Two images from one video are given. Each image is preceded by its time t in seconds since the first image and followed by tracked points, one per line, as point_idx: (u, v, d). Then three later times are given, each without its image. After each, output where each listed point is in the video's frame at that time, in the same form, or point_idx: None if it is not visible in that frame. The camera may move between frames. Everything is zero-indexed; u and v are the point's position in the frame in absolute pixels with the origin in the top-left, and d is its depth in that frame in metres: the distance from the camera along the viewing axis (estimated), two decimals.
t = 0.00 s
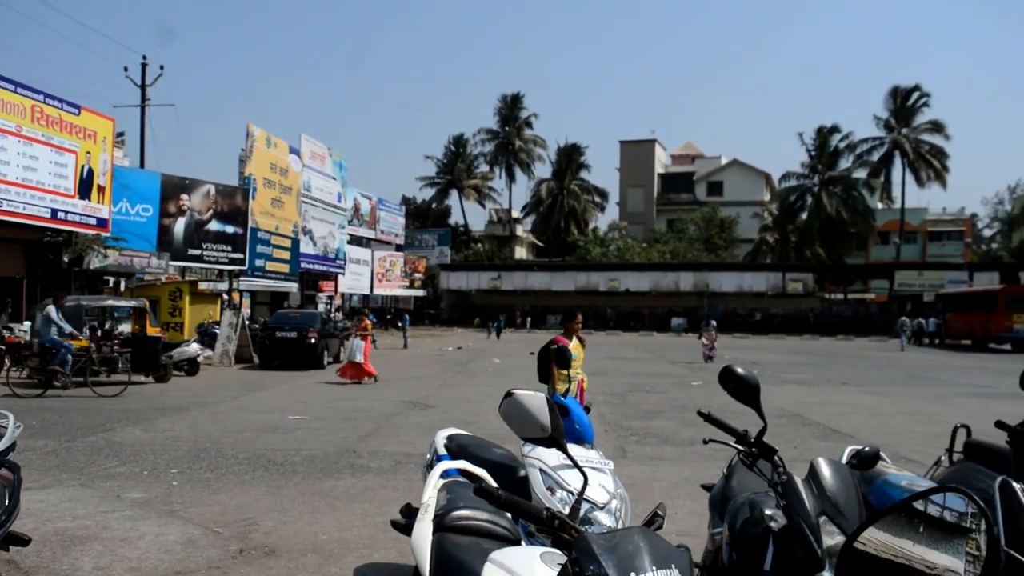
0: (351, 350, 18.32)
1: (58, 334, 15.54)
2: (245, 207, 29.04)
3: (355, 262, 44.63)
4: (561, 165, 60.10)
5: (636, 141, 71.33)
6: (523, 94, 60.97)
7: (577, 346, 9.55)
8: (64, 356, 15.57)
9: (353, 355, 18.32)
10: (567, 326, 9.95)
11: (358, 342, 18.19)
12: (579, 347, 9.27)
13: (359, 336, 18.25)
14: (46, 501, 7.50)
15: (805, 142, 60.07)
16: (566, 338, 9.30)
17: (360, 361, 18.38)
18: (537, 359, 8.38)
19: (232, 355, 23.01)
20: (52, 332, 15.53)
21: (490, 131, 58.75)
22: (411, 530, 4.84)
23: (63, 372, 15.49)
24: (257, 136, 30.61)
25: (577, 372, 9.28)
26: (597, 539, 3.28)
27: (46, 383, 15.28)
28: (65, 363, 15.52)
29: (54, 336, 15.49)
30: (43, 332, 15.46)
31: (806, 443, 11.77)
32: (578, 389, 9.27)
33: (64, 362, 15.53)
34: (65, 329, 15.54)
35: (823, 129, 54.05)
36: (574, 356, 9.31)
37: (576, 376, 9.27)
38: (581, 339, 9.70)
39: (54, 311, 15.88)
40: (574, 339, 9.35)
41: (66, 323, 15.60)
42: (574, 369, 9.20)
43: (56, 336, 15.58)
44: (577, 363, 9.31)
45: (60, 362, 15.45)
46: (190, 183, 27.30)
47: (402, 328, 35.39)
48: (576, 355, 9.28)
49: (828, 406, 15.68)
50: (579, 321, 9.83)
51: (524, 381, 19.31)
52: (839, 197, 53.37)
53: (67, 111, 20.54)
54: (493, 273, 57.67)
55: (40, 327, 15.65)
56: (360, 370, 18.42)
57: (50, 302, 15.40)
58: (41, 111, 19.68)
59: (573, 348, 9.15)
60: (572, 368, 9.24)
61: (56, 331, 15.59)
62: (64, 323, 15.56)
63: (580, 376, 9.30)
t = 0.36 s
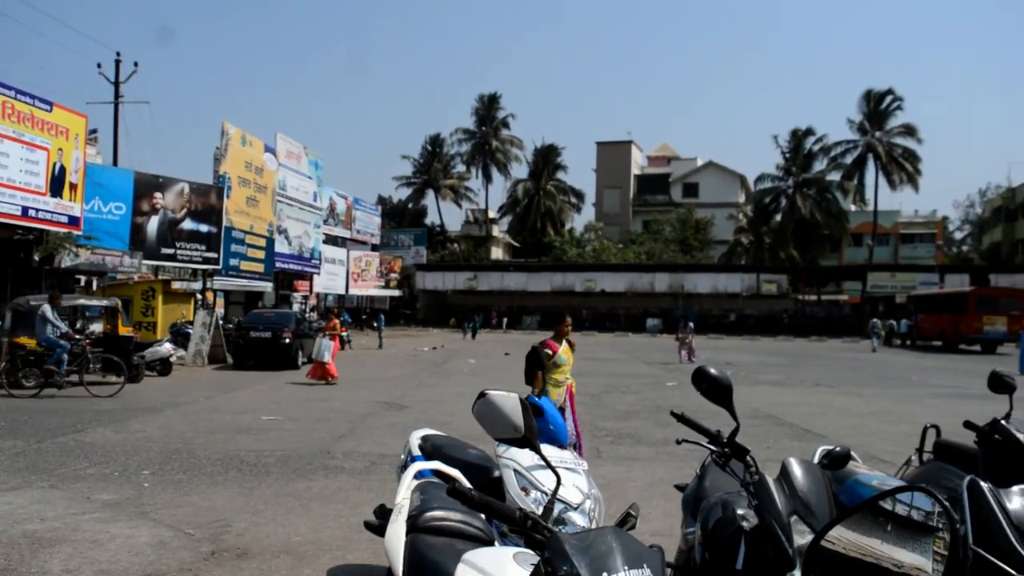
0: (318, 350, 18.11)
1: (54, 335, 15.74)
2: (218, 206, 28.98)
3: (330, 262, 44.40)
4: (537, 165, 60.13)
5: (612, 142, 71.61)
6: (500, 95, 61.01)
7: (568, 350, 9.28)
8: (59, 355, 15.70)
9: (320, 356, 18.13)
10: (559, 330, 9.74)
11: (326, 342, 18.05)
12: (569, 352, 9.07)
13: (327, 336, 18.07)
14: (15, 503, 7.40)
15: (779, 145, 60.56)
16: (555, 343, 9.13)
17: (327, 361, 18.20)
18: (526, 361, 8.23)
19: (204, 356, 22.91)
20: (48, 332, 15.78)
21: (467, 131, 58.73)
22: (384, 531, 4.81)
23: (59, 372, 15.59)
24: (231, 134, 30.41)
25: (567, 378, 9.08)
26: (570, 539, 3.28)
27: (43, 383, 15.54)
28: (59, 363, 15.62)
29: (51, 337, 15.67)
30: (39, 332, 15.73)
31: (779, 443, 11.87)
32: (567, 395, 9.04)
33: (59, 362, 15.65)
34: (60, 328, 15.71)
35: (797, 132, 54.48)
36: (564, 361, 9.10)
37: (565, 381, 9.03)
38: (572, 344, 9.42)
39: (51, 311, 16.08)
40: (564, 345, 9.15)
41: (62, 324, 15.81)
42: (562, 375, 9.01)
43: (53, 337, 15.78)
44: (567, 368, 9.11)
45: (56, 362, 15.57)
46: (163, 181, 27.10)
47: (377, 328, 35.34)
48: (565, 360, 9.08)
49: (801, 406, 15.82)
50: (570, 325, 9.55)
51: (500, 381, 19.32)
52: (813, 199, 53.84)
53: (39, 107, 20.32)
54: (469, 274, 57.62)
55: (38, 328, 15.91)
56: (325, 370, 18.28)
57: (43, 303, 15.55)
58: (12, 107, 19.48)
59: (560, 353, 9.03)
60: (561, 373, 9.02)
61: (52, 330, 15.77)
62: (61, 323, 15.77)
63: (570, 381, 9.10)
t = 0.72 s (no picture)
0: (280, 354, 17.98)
1: (42, 337, 15.54)
2: (185, 207, 28.48)
3: (299, 263, 44.09)
4: (507, 167, 60.13)
5: (582, 145, 71.95)
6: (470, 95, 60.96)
7: (554, 352, 9.07)
8: (49, 358, 15.57)
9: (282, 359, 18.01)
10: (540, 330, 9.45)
11: (289, 345, 17.99)
12: (553, 355, 8.85)
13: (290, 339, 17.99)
14: None
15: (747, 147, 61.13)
16: (538, 346, 8.87)
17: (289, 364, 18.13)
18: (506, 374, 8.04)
19: (171, 358, 22.73)
20: (37, 335, 15.54)
21: (437, 132, 58.62)
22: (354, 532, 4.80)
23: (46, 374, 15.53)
24: (199, 134, 30.10)
25: (552, 380, 8.86)
26: (538, 541, 3.27)
27: (30, 384, 15.38)
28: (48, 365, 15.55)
29: (39, 339, 15.49)
30: (28, 334, 15.48)
31: (747, 443, 11.99)
32: (553, 399, 8.84)
33: (47, 365, 15.53)
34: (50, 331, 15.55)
35: (765, 135, 54.99)
36: (549, 364, 8.88)
37: (551, 385, 8.84)
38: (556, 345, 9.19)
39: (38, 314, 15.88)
40: (548, 347, 8.92)
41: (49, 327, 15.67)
42: (547, 379, 8.80)
43: (42, 338, 15.55)
44: (552, 372, 8.89)
45: (46, 365, 15.48)
46: (129, 181, 26.75)
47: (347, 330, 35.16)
48: (550, 363, 8.86)
49: (768, 406, 15.98)
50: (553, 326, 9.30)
51: (469, 382, 19.32)
52: (781, 202, 54.39)
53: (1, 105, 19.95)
54: (439, 275, 57.60)
55: (24, 329, 15.60)
56: (286, 373, 18.20)
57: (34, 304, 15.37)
58: None
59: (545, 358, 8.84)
60: (546, 377, 8.81)
61: (40, 332, 15.57)
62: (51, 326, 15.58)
63: (556, 385, 8.88)
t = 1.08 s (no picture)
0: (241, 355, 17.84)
1: (28, 338, 15.91)
2: (151, 205, 28.32)
3: (267, 263, 43.76)
4: (477, 167, 60.14)
5: (552, 145, 72.21)
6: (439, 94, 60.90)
7: (537, 351, 8.96)
8: (36, 357, 15.98)
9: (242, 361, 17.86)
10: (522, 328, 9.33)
11: (249, 347, 17.85)
12: (535, 352, 8.74)
13: (250, 340, 17.83)
14: None
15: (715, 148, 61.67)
16: (521, 344, 8.74)
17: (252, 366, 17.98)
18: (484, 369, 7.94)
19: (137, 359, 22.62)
20: (24, 335, 15.93)
21: (406, 132, 58.50)
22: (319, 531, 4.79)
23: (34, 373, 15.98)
24: (165, 132, 29.78)
25: (535, 378, 8.72)
26: (505, 540, 3.28)
27: (19, 384, 15.92)
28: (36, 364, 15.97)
29: (27, 339, 15.87)
30: (15, 334, 15.87)
31: (714, 442, 12.09)
32: (537, 397, 8.66)
33: (35, 364, 15.98)
34: (37, 331, 15.94)
35: (733, 135, 55.52)
36: (532, 362, 8.76)
37: (533, 383, 8.68)
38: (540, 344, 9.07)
39: (27, 315, 16.27)
40: (531, 345, 8.83)
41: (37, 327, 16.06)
42: (530, 376, 8.66)
43: (29, 338, 15.91)
44: (535, 369, 8.75)
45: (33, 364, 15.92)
46: (93, 180, 26.47)
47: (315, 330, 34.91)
48: (532, 361, 8.73)
49: (736, 405, 16.12)
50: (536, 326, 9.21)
51: (438, 381, 19.30)
52: (748, 202, 54.95)
53: None
54: (408, 275, 57.54)
55: (12, 328, 15.96)
56: (248, 374, 18.05)
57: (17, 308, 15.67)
58: None
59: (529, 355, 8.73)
60: (530, 374, 8.67)
61: (28, 332, 15.94)
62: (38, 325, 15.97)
63: (539, 382, 8.72)
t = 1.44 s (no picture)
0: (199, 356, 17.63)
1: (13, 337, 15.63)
2: (116, 203, 27.98)
3: (234, 262, 43.34)
4: (447, 166, 59.92)
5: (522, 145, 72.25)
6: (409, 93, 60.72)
7: (518, 349, 8.89)
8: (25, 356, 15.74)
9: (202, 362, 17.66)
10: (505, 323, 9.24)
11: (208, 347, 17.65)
12: (517, 351, 8.68)
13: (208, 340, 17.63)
14: None
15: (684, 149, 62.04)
16: (504, 342, 8.68)
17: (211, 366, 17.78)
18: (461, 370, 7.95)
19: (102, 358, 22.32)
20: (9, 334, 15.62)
21: (376, 131, 58.22)
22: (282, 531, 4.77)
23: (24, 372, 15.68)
24: (130, 128, 29.41)
25: (516, 376, 8.69)
26: (470, 540, 3.29)
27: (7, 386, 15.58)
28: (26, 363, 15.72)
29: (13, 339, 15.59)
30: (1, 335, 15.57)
31: (683, 441, 12.18)
32: (517, 396, 8.65)
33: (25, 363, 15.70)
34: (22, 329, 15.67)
35: (702, 137, 55.88)
36: (513, 360, 8.71)
37: (514, 381, 8.66)
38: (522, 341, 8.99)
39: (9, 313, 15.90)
40: (513, 343, 8.75)
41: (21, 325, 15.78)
42: (510, 374, 8.63)
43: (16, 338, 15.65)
44: (516, 367, 8.72)
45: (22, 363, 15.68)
46: (57, 177, 26.03)
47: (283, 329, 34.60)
48: (514, 360, 8.69)
49: (703, 405, 16.25)
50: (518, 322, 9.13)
51: (407, 381, 19.25)
52: (717, 203, 55.34)
53: None
54: (378, 274, 57.26)
55: None
56: (208, 374, 17.85)
57: (3, 306, 15.38)
58: None
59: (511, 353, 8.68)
60: (511, 373, 8.64)
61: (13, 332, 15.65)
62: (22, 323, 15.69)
63: (520, 381, 8.70)
